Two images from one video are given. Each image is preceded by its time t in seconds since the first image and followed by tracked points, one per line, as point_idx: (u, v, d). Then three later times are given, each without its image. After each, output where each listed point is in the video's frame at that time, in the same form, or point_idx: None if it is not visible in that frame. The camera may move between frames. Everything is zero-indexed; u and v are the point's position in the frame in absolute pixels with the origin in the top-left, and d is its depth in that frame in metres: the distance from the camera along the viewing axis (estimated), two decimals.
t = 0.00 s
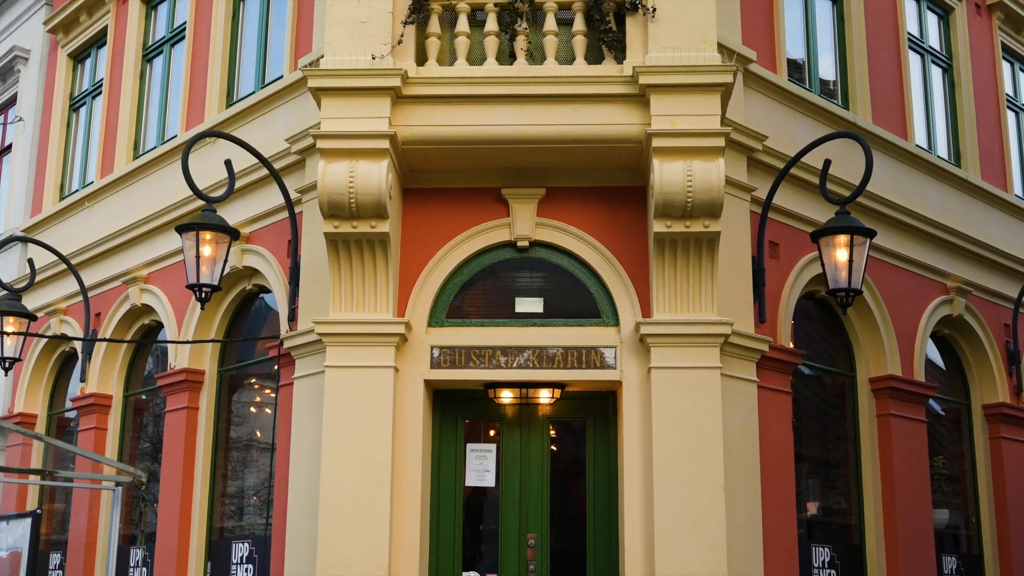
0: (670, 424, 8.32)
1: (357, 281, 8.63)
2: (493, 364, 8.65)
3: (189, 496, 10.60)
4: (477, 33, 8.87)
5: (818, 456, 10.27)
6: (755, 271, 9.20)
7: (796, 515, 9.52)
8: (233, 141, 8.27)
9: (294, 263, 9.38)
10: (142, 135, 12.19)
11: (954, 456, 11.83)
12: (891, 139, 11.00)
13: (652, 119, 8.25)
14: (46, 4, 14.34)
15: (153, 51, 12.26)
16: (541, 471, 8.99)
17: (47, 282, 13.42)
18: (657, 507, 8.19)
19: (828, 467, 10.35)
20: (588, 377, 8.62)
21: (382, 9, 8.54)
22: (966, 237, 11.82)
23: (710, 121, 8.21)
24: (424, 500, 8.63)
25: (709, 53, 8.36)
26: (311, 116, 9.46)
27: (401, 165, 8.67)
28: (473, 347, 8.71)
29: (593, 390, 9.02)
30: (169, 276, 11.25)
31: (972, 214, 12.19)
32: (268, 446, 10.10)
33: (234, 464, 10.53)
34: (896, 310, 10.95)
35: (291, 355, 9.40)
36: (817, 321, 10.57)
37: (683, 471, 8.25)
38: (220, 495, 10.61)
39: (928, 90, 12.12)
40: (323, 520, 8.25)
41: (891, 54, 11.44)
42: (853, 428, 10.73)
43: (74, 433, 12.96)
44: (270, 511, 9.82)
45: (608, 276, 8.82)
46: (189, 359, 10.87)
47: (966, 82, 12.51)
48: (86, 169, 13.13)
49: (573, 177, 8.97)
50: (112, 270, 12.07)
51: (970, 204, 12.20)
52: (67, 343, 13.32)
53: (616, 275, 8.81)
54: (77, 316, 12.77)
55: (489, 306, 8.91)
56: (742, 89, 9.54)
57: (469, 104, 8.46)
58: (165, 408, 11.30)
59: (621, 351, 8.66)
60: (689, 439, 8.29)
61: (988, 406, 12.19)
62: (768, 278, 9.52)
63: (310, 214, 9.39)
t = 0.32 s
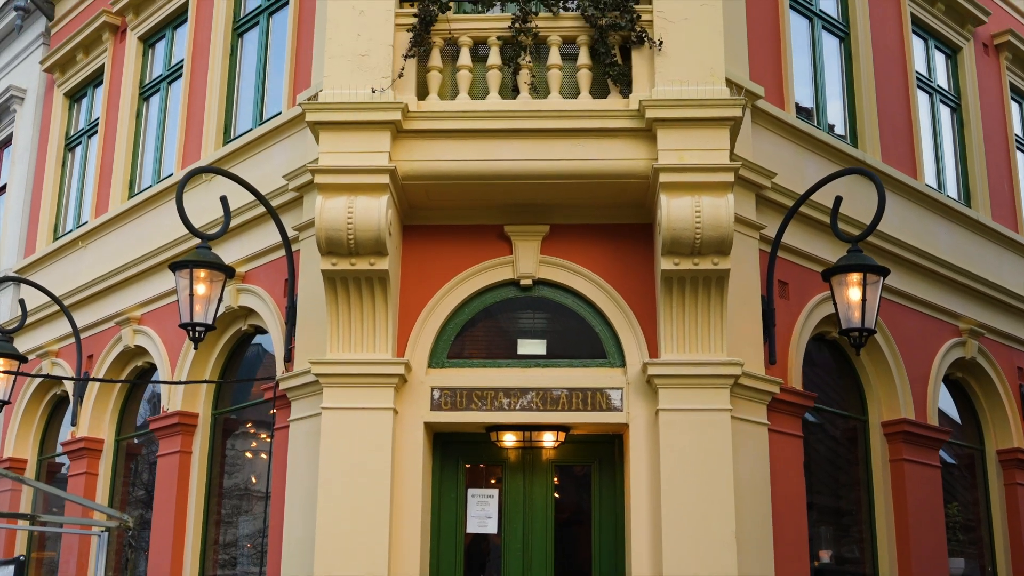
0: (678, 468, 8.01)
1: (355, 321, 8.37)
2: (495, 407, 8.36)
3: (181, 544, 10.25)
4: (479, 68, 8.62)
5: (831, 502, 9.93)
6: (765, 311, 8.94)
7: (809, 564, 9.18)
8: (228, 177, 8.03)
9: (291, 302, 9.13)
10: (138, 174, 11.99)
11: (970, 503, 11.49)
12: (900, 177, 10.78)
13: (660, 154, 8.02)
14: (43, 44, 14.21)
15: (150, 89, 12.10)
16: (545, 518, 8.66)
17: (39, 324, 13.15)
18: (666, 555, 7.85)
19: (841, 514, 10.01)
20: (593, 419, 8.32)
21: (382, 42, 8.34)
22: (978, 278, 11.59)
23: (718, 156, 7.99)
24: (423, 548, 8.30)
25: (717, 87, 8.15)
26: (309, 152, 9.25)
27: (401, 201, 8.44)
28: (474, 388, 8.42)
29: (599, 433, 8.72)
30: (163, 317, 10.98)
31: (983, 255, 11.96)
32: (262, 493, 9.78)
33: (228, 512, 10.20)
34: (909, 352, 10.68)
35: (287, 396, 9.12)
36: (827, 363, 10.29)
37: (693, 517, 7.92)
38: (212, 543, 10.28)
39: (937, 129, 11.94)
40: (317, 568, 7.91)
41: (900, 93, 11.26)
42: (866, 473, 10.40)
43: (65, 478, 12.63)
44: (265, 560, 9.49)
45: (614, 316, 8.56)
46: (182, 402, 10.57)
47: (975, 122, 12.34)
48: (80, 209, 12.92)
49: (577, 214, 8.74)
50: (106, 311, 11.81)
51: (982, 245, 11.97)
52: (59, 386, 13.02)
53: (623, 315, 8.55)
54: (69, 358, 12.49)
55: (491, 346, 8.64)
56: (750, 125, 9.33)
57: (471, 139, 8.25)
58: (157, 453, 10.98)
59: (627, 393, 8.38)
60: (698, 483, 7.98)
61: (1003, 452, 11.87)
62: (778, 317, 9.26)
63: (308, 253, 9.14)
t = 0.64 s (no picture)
0: (689, 511, 7.68)
1: (352, 358, 8.09)
2: (497, 447, 8.05)
3: None
4: (481, 99, 8.40)
5: (846, 548, 9.57)
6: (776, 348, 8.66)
7: None
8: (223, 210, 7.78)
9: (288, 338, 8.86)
10: (133, 211, 11.77)
11: (987, 549, 11.13)
12: (912, 215, 10.55)
13: (667, 186, 7.78)
14: (40, 82, 14.06)
15: (146, 126, 11.92)
16: (549, 564, 8.32)
17: (31, 366, 12.87)
18: None
19: (857, 559, 9.64)
20: (599, 461, 8.01)
21: (382, 72, 8.14)
22: (993, 317, 11.33)
23: (728, 188, 7.74)
24: None
25: (726, 117, 7.92)
26: (306, 186, 9.02)
27: (401, 235, 8.20)
28: (477, 428, 8.12)
29: (605, 475, 8.40)
30: (156, 357, 10.69)
31: (997, 294, 11.70)
32: (256, 538, 9.44)
33: (220, 558, 9.85)
34: (923, 393, 10.38)
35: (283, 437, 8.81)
36: (839, 403, 9.99)
37: (705, 562, 7.57)
38: None
39: (947, 165, 11.73)
40: None
41: (909, 129, 11.07)
42: (881, 517, 10.06)
43: (54, 524, 12.27)
44: None
45: (621, 353, 8.28)
46: (174, 444, 10.26)
47: (986, 158, 12.14)
48: (75, 248, 12.69)
49: (582, 249, 8.48)
50: (98, 351, 11.54)
51: (996, 283, 11.72)
52: (49, 429, 12.71)
53: (630, 353, 8.28)
54: (61, 400, 12.20)
55: (493, 384, 8.36)
56: (759, 159, 9.11)
57: (473, 171, 8.01)
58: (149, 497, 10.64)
59: (635, 433, 8.08)
60: (711, 527, 7.64)
61: (1020, 496, 11.53)
62: (789, 355, 8.99)
63: (304, 288, 8.89)
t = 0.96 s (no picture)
0: (700, 552, 7.35)
1: (350, 394, 7.80)
2: (500, 486, 7.74)
3: None
4: (483, 127, 8.19)
5: None
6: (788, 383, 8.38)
7: None
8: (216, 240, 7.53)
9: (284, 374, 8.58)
10: (127, 247, 11.52)
11: None
12: (923, 248, 10.31)
13: (675, 215, 7.54)
14: (35, 118, 13.88)
15: (141, 160, 11.71)
16: None
17: (22, 406, 12.55)
18: None
19: None
20: (606, 500, 7.70)
21: (381, 99, 7.93)
22: (1007, 353, 11.06)
23: (738, 217, 7.50)
24: None
25: (735, 144, 7.69)
26: (303, 217, 8.78)
27: (400, 267, 7.95)
28: (478, 466, 7.82)
29: (611, 515, 8.09)
30: (148, 395, 10.41)
31: (1011, 330, 11.43)
32: None
33: None
34: (937, 430, 10.08)
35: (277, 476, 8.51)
36: (852, 440, 9.69)
37: None
38: None
39: (957, 198, 11.52)
40: None
41: (919, 161, 10.86)
42: (897, 559, 9.72)
43: (42, 569, 11.91)
44: None
45: (627, 388, 8.01)
46: (166, 485, 9.94)
47: (997, 192, 11.92)
48: (68, 285, 12.45)
49: (586, 281, 8.23)
50: (90, 390, 11.26)
51: (1009, 319, 11.45)
52: (39, 471, 12.37)
53: (637, 388, 8.00)
54: (51, 441, 11.88)
55: (495, 421, 8.07)
56: (768, 191, 8.88)
57: (474, 200, 7.78)
58: (140, 540, 10.30)
59: (642, 470, 7.78)
60: (722, 569, 7.32)
61: None
62: (801, 391, 8.71)
63: (301, 322, 8.63)
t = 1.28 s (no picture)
0: None
1: (347, 428, 7.53)
2: (503, 524, 7.46)
3: None
4: (484, 153, 7.99)
5: None
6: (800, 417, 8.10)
7: None
8: (208, 270, 7.29)
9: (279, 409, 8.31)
10: (120, 281, 11.29)
11: None
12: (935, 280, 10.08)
13: (682, 242, 7.31)
14: (28, 154, 13.69)
15: (135, 194, 11.51)
16: None
17: (12, 444, 12.25)
18: None
19: None
20: (612, 539, 7.40)
21: (378, 124, 7.74)
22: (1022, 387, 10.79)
23: (747, 243, 7.27)
24: None
25: (743, 169, 7.48)
26: (299, 247, 8.55)
27: (398, 297, 7.71)
28: (479, 504, 7.53)
29: (617, 554, 7.78)
30: (140, 433, 10.12)
31: None
32: None
33: None
34: (952, 467, 9.79)
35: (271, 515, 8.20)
36: (864, 477, 9.38)
37: None
38: None
39: (967, 230, 11.30)
40: None
41: (928, 191, 10.65)
42: None
43: None
44: None
45: (633, 423, 7.74)
46: (157, 525, 9.61)
47: (1006, 223, 11.71)
48: (60, 321, 12.20)
49: (591, 311, 7.99)
50: (80, 428, 10.97)
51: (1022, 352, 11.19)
52: (28, 511, 12.04)
53: (644, 422, 7.73)
54: (41, 481, 11.57)
55: (497, 456, 7.78)
56: (776, 220, 8.66)
57: (475, 228, 7.55)
58: None
59: (650, 507, 7.48)
60: None
61: None
62: (813, 425, 8.44)
63: (296, 355, 8.38)
